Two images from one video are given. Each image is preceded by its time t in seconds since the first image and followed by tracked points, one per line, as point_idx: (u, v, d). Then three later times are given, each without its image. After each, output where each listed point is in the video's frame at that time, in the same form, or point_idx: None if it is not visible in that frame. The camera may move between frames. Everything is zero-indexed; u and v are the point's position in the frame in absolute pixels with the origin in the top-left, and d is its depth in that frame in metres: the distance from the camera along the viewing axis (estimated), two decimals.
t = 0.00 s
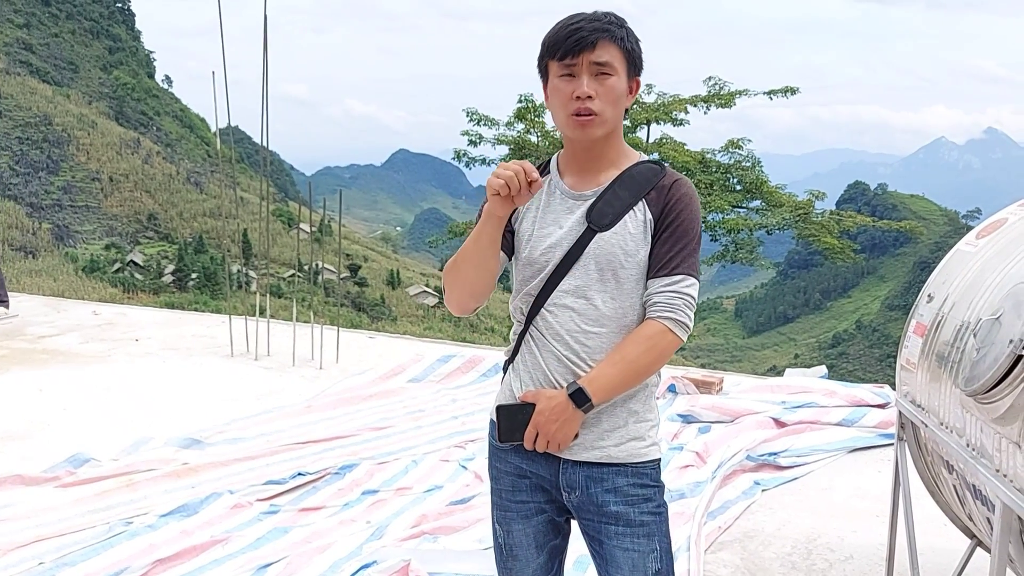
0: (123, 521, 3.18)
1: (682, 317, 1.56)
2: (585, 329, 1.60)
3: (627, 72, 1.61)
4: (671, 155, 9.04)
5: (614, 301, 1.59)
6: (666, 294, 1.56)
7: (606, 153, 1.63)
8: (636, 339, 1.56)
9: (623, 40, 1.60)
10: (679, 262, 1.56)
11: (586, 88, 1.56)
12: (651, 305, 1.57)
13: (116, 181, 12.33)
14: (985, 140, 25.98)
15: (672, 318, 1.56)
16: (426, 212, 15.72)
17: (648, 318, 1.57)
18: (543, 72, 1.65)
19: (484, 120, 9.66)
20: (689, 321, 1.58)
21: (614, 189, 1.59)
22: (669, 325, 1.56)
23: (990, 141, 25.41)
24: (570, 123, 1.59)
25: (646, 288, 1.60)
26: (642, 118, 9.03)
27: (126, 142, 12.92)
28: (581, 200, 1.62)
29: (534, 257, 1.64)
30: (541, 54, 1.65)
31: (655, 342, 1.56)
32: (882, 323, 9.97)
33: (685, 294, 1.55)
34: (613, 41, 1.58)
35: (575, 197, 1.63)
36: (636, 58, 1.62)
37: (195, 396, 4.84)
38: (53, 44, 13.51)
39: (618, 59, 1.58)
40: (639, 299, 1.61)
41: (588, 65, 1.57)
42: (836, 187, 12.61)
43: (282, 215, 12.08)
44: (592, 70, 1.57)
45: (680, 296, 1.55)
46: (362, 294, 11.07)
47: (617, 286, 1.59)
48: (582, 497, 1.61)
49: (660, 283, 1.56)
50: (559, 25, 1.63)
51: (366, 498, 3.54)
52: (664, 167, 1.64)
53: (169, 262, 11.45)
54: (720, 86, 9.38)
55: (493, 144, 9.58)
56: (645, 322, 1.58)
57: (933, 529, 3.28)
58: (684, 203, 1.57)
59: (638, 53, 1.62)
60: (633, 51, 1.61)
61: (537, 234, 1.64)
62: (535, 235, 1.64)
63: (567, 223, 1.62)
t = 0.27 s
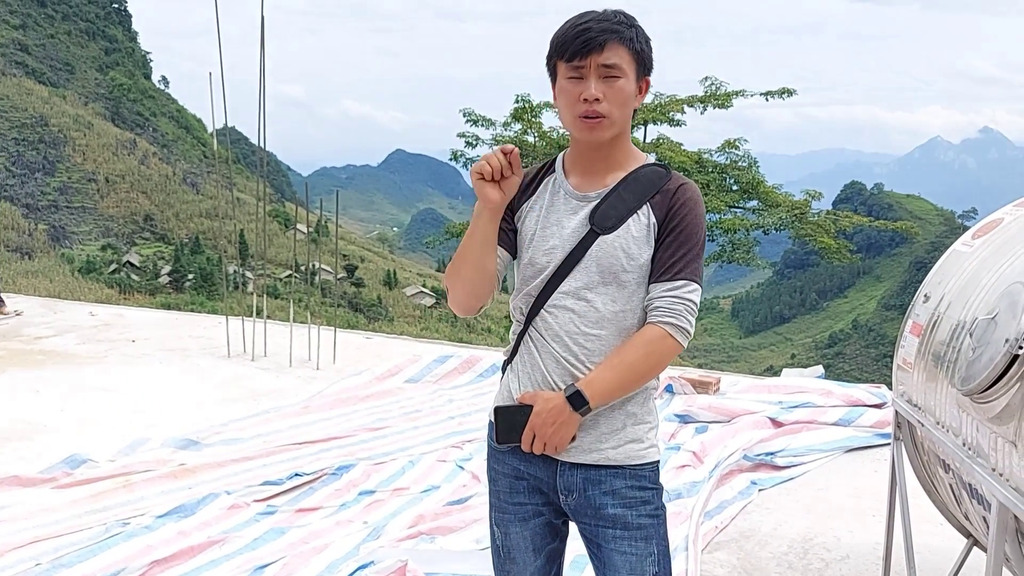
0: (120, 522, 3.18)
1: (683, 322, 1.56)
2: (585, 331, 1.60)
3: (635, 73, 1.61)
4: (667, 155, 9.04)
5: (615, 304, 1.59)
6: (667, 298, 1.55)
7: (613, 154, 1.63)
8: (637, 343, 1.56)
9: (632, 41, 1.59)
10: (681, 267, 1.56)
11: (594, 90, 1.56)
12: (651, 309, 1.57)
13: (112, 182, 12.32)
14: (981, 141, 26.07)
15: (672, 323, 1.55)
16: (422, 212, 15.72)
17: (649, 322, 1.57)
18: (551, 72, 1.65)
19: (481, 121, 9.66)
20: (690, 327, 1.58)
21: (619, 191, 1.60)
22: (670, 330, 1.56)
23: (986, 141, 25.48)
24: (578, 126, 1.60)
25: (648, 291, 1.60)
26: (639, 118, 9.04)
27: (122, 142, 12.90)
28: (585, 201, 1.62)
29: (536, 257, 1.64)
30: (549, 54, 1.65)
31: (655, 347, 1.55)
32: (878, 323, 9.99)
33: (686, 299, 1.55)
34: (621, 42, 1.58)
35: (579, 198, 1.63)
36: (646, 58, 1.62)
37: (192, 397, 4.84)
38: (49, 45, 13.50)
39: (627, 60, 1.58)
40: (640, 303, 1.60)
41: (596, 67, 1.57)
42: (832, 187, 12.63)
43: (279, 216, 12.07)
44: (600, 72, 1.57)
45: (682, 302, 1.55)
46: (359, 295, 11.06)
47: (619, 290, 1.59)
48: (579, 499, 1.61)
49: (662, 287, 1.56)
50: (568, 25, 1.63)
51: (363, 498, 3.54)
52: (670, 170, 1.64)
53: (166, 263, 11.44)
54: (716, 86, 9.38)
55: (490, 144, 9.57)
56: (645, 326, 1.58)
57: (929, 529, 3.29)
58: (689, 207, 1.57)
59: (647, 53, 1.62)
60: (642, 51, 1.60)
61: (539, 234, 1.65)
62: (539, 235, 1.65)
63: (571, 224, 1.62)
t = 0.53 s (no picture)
0: (116, 522, 3.18)
1: (679, 326, 1.57)
2: (582, 334, 1.60)
3: (632, 72, 1.62)
4: (664, 155, 9.05)
5: (612, 307, 1.60)
6: (664, 302, 1.56)
7: (611, 154, 1.63)
8: (634, 347, 1.56)
9: (628, 40, 1.60)
10: (678, 271, 1.57)
11: (593, 90, 1.57)
12: (649, 312, 1.58)
13: (108, 182, 12.30)
14: (977, 141, 26.15)
15: (670, 327, 1.57)
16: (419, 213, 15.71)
17: (646, 325, 1.58)
18: (548, 73, 1.65)
19: (478, 121, 9.65)
20: (686, 330, 1.59)
21: (616, 194, 1.60)
22: (667, 333, 1.57)
23: (982, 142, 25.56)
24: (577, 125, 1.60)
25: (645, 294, 1.60)
26: (635, 118, 9.04)
27: (118, 142, 12.88)
28: (581, 203, 1.62)
29: (532, 259, 1.64)
30: (544, 56, 1.66)
31: (652, 351, 1.56)
32: (874, 323, 9.99)
33: (683, 304, 1.56)
34: (618, 41, 1.58)
35: (575, 200, 1.63)
36: (641, 57, 1.63)
37: (188, 397, 4.83)
38: (45, 45, 13.48)
39: (624, 59, 1.58)
40: (636, 307, 1.61)
41: (595, 66, 1.57)
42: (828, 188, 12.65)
43: (276, 216, 12.06)
44: (599, 71, 1.58)
45: (679, 306, 1.56)
46: (355, 295, 11.05)
47: (616, 293, 1.59)
48: (574, 500, 1.61)
49: (659, 291, 1.57)
50: (563, 25, 1.63)
51: (360, 498, 3.54)
52: (665, 173, 1.65)
53: (162, 263, 11.42)
54: (713, 86, 9.39)
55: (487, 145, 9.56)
56: (642, 329, 1.59)
57: (925, 528, 3.29)
58: (686, 213, 1.58)
59: (644, 53, 1.63)
60: (638, 51, 1.61)
61: (535, 236, 1.64)
62: (534, 238, 1.65)
63: (567, 227, 1.62)
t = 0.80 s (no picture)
0: (115, 522, 3.18)
1: (664, 320, 1.57)
2: (568, 332, 1.62)
3: (619, 80, 1.62)
4: (662, 155, 9.05)
5: (598, 304, 1.60)
6: (649, 297, 1.57)
7: (595, 162, 1.64)
8: (620, 343, 1.57)
9: (617, 50, 1.60)
10: (662, 266, 1.57)
11: (582, 103, 1.58)
12: (634, 308, 1.58)
13: (106, 181, 12.28)
14: (974, 141, 26.21)
15: (655, 322, 1.56)
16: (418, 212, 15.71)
17: (632, 321, 1.58)
18: (535, 77, 1.64)
19: (476, 121, 9.65)
20: (672, 325, 1.59)
21: (601, 193, 1.61)
22: (653, 329, 1.57)
23: (979, 142, 25.64)
24: (565, 135, 1.61)
25: (630, 291, 1.61)
26: (634, 118, 9.05)
27: (116, 142, 12.87)
28: (567, 203, 1.63)
29: (519, 258, 1.65)
30: (532, 58, 1.64)
31: (637, 346, 1.56)
32: (872, 323, 10.01)
33: (667, 298, 1.57)
34: (608, 52, 1.58)
35: (561, 201, 1.63)
36: (628, 66, 1.63)
37: (187, 397, 4.83)
38: (42, 44, 13.46)
39: (613, 72, 1.59)
40: (623, 303, 1.62)
41: (583, 77, 1.58)
42: (826, 188, 12.67)
43: (274, 215, 12.05)
44: (587, 83, 1.58)
45: (664, 300, 1.56)
46: (353, 295, 11.06)
47: (602, 289, 1.60)
48: (565, 497, 1.62)
49: (644, 287, 1.57)
50: (552, 29, 1.62)
51: (359, 498, 3.54)
52: (649, 172, 1.66)
53: (160, 263, 11.42)
54: (711, 87, 9.40)
55: (485, 145, 9.56)
56: (628, 325, 1.59)
57: (922, 527, 3.30)
58: (669, 208, 1.59)
59: (630, 59, 1.63)
60: (626, 60, 1.61)
61: (521, 236, 1.65)
62: (521, 238, 1.66)
63: (553, 226, 1.63)
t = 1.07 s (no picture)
0: (112, 523, 3.17)
1: (654, 319, 1.58)
2: (560, 332, 1.62)
3: (605, 80, 1.63)
4: (660, 156, 9.05)
5: (589, 303, 1.61)
6: (639, 296, 1.57)
7: (584, 161, 1.65)
8: (611, 344, 1.58)
9: (603, 49, 1.60)
10: (651, 264, 1.58)
11: (568, 103, 1.58)
12: (624, 307, 1.59)
13: (103, 182, 12.27)
14: (970, 142, 26.29)
15: (645, 321, 1.57)
16: (415, 213, 15.71)
17: (623, 320, 1.59)
18: (521, 77, 1.65)
19: (473, 122, 9.66)
20: (662, 323, 1.60)
21: (590, 192, 1.61)
22: (643, 327, 1.58)
23: (975, 143, 25.72)
24: (552, 135, 1.61)
25: (620, 290, 1.61)
26: (631, 119, 9.06)
27: (113, 142, 12.85)
28: (556, 203, 1.63)
29: (510, 260, 1.65)
30: (518, 59, 1.65)
31: (628, 346, 1.58)
32: (869, 324, 10.02)
33: (658, 297, 1.57)
34: (594, 52, 1.58)
35: (550, 201, 1.63)
36: (614, 65, 1.63)
37: (185, 398, 4.82)
38: (39, 45, 13.44)
39: (599, 72, 1.59)
40: (613, 301, 1.62)
41: (570, 77, 1.58)
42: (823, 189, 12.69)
43: (271, 216, 12.04)
44: (574, 83, 1.58)
45: (653, 299, 1.57)
46: (351, 295, 11.06)
47: (592, 289, 1.60)
48: (559, 496, 1.62)
49: (633, 285, 1.58)
50: (537, 29, 1.62)
51: (357, 499, 3.54)
52: (637, 169, 1.67)
53: (157, 263, 11.42)
54: (708, 87, 9.41)
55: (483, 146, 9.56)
56: (619, 324, 1.60)
57: (920, 527, 3.31)
58: (657, 206, 1.60)
59: (616, 58, 1.64)
60: (612, 60, 1.62)
61: (512, 239, 1.65)
62: (511, 239, 1.66)
63: (543, 226, 1.63)
